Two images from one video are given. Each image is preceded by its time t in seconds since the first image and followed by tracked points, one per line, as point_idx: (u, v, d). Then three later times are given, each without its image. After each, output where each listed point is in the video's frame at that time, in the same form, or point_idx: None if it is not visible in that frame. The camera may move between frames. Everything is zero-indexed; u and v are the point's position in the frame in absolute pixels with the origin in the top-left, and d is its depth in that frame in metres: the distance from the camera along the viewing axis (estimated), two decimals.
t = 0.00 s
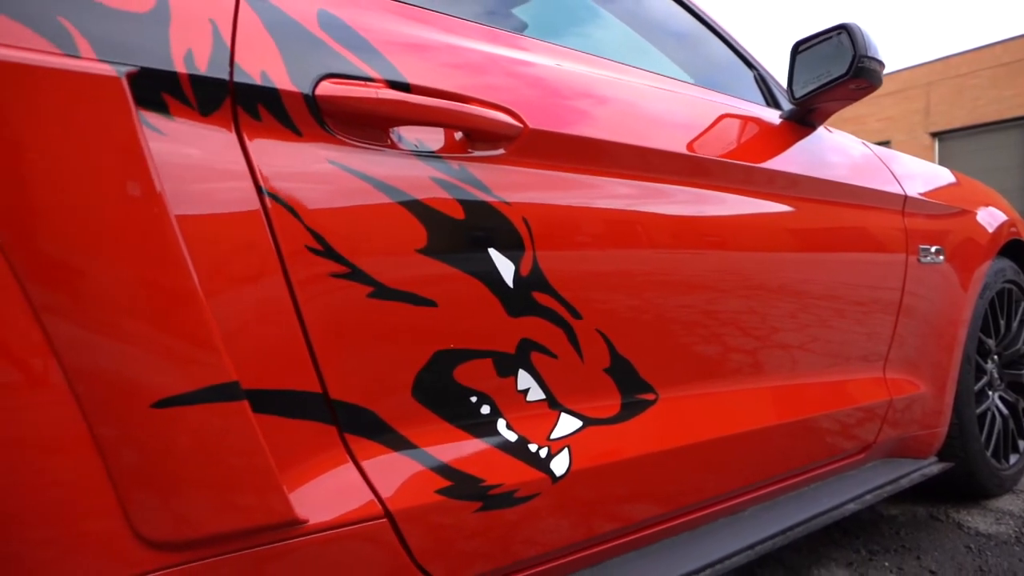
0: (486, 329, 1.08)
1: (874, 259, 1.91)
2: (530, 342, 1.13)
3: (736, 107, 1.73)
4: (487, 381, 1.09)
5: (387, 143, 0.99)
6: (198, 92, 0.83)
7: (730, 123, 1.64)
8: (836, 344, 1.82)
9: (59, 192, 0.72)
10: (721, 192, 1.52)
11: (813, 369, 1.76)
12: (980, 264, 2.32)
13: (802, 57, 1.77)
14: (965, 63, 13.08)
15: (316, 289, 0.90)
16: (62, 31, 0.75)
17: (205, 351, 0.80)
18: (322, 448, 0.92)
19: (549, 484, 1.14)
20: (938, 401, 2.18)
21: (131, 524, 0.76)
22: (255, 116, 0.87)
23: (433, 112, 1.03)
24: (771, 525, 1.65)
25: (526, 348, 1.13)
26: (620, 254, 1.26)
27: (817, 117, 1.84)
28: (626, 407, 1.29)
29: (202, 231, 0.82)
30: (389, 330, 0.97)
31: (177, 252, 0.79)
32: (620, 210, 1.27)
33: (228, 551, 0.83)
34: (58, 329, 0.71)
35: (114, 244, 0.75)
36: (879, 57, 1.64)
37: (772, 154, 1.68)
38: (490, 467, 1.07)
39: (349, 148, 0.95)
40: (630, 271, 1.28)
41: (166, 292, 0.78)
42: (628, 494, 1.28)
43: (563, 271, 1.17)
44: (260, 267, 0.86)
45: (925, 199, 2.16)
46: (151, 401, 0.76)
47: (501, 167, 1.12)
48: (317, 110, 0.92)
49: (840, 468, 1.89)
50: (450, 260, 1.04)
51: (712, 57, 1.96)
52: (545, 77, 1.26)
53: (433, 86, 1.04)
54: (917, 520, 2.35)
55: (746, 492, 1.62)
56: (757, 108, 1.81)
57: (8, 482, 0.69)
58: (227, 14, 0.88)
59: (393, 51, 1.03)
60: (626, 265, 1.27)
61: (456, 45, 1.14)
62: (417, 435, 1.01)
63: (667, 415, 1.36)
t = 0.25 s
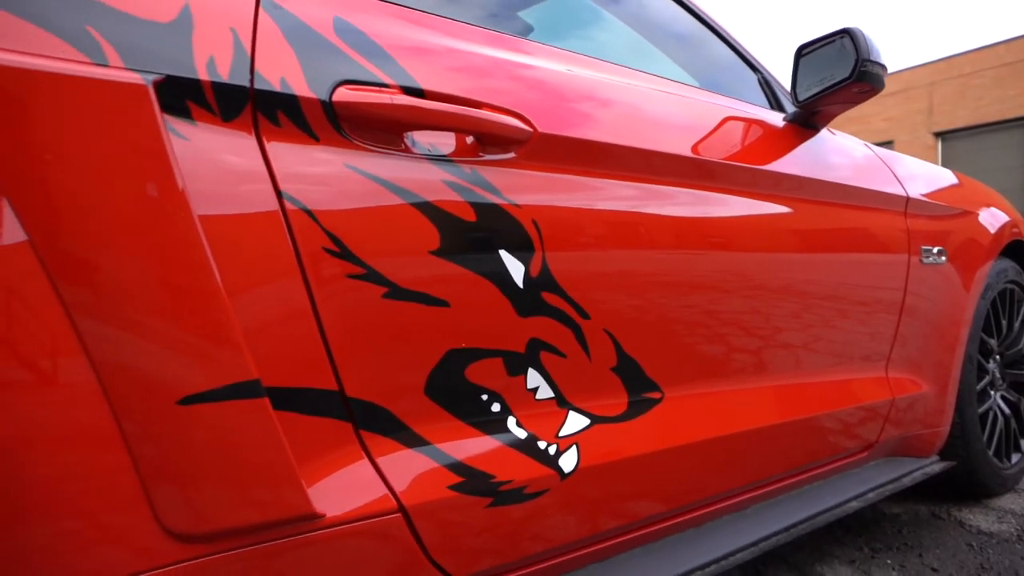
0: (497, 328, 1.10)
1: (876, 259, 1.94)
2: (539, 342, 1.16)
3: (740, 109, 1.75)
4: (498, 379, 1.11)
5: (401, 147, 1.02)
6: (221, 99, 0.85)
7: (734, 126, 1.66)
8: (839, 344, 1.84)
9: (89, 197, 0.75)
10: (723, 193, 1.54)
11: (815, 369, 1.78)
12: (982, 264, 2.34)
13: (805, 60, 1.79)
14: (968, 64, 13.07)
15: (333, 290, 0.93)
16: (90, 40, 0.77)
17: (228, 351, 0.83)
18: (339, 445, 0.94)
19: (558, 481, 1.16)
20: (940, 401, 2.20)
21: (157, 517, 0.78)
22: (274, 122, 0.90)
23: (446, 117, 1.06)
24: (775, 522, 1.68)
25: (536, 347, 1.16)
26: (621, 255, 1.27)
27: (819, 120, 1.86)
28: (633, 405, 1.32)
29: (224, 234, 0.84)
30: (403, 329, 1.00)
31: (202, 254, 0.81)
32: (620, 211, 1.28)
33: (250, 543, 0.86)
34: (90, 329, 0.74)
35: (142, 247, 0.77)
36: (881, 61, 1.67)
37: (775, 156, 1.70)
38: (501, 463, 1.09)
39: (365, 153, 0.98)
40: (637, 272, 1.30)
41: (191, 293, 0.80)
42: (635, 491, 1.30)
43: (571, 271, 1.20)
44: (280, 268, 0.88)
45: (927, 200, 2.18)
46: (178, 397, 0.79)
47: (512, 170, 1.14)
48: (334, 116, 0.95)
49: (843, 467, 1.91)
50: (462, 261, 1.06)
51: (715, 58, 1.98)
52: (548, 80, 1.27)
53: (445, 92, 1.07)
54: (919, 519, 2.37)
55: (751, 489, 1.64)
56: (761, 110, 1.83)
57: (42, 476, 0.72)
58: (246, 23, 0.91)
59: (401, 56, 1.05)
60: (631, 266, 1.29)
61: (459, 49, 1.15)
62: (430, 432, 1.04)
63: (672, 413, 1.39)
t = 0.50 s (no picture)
0: (509, 328, 1.13)
1: (879, 259, 1.96)
2: (551, 341, 1.19)
3: (744, 112, 1.78)
4: (510, 377, 1.14)
5: (418, 151, 1.05)
6: (245, 106, 0.88)
7: (739, 128, 1.69)
8: (843, 344, 1.87)
9: (122, 202, 0.78)
10: (725, 195, 1.56)
11: (819, 368, 1.80)
12: (985, 264, 2.37)
13: (809, 64, 1.82)
14: (971, 63, 13.07)
15: (353, 291, 0.96)
16: (122, 50, 0.80)
17: (253, 349, 0.86)
18: (358, 441, 0.97)
19: (568, 477, 1.19)
20: (943, 400, 2.22)
21: (187, 510, 0.81)
22: (296, 128, 0.93)
23: (460, 122, 1.08)
24: (779, 519, 1.70)
25: (547, 347, 1.19)
26: (625, 255, 1.29)
27: (823, 123, 1.89)
28: (642, 403, 1.35)
29: (250, 237, 0.87)
30: (420, 329, 1.03)
31: (229, 255, 0.84)
32: (624, 213, 1.30)
33: (274, 535, 0.89)
34: (124, 328, 0.77)
35: (172, 249, 0.81)
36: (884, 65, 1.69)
37: (779, 158, 1.73)
38: (513, 459, 1.12)
39: (383, 157, 1.01)
40: (645, 273, 1.33)
41: (218, 293, 0.83)
42: (644, 487, 1.33)
43: (582, 272, 1.23)
44: (302, 269, 0.91)
45: (930, 201, 2.20)
46: (206, 394, 0.82)
47: (524, 174, 1.17)
48: (353, 122, 0.98)
49: (846, 465, 1.94)
50: (476, 262, 1.09)
51: (717, 60, 2.00)
52: (551, 83, 1.28)
53: (460, 98, 1.10)
54: (922, 517, 2.39)
55: (756, 487, 1.67)
56: (766, 113, 1.86)
57: (79, 470, 0.75)
58: (269, 31, 0.94)
59: (408, 62, 1.07)
60: (636, 266, 1.31)
61: (463, 54, 1.17)
62: (445, 429, 1.07)
63: (678, 411, 1.41)
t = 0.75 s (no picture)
0: (520, 327, 1.16)
1: (882, 260, 1.98)
2: (561, 340, 1.22)
3: (748, 115, 1.80)
4: (521, 376, 1.17)
5: (432, 155, 1.07)
6: (266, 112, 0.91)
7: (743, 131, 1.72)
8: (846, 343, 1.89)
9: (150, 205, 0.81)
10: (727, 196, 1.58)
11: (822, 367, 1.83)
12: (987, 265, 2.39)
13: (814, 67, 1.84)
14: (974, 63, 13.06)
15: (370, 291, 0.98)
16: (148, 58, 0.83)
17: (275, 347, 0.88)
18: (375, 438, 0.99)
19: (578, 473, 1.21)
20: (945, 399, 2.24)
21: (212, 503, 0.84)
22: (315, 132, 0.95)
23: (473, 126, 1.11)
24: (783, 516, 1.73)
25: (558, 345, 1.21)
26: (627, 256, 1.31)
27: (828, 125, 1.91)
28: (649, 401, 1.37)
29: (271, 239, 0.90)
30: (434, 328, 1.05)
31: (252, 256, 0.87)
32: (625, 214, 1.32)
33: (295, 529, 0.91)
34: (151, 328, 0.80)
35: (198, 250, 0.83)
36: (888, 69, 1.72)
37: (783, 160, 1.75)
38: (524, 456, 1.15)
39: (398, 161, 1.03)
40: (652, 274, 1.35)
41: (240, 293, 0.86)
42: (651, 484, 1.35)
43: (591, 273, 1.25)
44: (321, 270, 0.94)
45: (932, 202, 2.22)
46: (230, 391, 0.85)
47: (534, 176, 1.20)
48: (370, 127, 1.00)
49: (849, 463, 1.96)
50: (488, 263, 1.11)
51: (719, 61, 2.02)
52: (553, 85, 1.30)
53: (472, 102, 1.12)
54: (924, 515, 2.41)
55: (760, 484, 1.69)
56: (770, 115, 1.89)
57: (108, 465, 0.78)
58: (289, 38, 0.97)
59: (417, 67, 1.09)
60: (643, 267, 1.34)
61: (467, 56, 1.18)
62: (458, 426, 1.09)
63: (684, 410, 1.44)
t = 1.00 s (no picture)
0: (533, 327, 1.19)
1: (885, 260, 2.01)
2: (572, 339, 1.24)
3: (753, 117, 1.83)
4: (534, 374, 1.20)
5: (448, 159, 1.10)
6: (290, 117, 0.94)
7: (748, 133, 1.74)
8: (849, 343, 1.91)
9: (180, 208, 0.84)
10: (729, 198, 1.59)
11: (825, 366, 1.85)
12: (990, 265, 2.41)
13: (817, 71, 1.88)
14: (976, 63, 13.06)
15: (389, 291, 1.01)
16: (178, 66, 0.86)
17: (299, 345, 0.91)
18: (393, 434, 1.02)
19: (589, 469, 1.24)
20: (948, 398, 2.27)
21: (239, 496, 0.87)
22: (336, 137, 0.98)
23: (487, 130, 1.14)
24: (788, 513, 1.75)
25: (569, 344, 1.24)
26: (629, 257, 1.33)
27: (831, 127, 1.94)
28: (658, 399, 1.40)
29: (294, 240, 0.92)
30: (450, 327, 1.08)
31: (277, 257, 0.90)
32: (628, 216, 1.33)
33: (318, 522, 0.94)
34: (182, 326, 0.83)
35: (226, 252, 0.86)
36: (891, 72, 1.75)
37: (788, 162, 1.78)
38: (537, 452, 1.17)
39: (415, 165, 1.06)
40: (660, 275, 1.38)
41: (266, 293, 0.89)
42: (659, 480, 1.38)
43: (601, 273, 1.28)
44: (343, 271, 0.97)
45: (934, 203, 2.25)
46: (258, 387, 0.88)
47: (547, 179, 1.22)
48: (389, 132, 1.03)
49: (853, 461, 1.99)
50: (501, 264, 1.14)
51: (721, 62, 2.04)
52: (556, 87, 1.31)
53: (486, 107, 1.15)
54: (927, 512, 2.44)
55: (765, 481, 1.72)
56: (775, 118, 1.92)
57: (141, 459, 0.81)
58: (311, 46, 1.00)
59: (433, 72, 1.12)
60: (652, 268, 1.36)
61: (470, 60, 1.20)
62: (473, 423, 1.12)
63: (691, 408, 1.47)
